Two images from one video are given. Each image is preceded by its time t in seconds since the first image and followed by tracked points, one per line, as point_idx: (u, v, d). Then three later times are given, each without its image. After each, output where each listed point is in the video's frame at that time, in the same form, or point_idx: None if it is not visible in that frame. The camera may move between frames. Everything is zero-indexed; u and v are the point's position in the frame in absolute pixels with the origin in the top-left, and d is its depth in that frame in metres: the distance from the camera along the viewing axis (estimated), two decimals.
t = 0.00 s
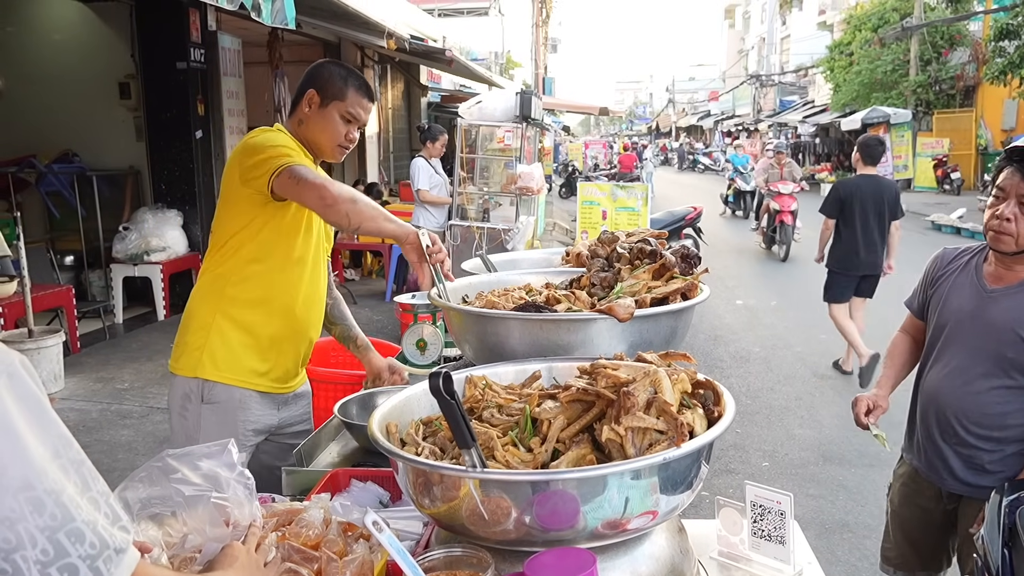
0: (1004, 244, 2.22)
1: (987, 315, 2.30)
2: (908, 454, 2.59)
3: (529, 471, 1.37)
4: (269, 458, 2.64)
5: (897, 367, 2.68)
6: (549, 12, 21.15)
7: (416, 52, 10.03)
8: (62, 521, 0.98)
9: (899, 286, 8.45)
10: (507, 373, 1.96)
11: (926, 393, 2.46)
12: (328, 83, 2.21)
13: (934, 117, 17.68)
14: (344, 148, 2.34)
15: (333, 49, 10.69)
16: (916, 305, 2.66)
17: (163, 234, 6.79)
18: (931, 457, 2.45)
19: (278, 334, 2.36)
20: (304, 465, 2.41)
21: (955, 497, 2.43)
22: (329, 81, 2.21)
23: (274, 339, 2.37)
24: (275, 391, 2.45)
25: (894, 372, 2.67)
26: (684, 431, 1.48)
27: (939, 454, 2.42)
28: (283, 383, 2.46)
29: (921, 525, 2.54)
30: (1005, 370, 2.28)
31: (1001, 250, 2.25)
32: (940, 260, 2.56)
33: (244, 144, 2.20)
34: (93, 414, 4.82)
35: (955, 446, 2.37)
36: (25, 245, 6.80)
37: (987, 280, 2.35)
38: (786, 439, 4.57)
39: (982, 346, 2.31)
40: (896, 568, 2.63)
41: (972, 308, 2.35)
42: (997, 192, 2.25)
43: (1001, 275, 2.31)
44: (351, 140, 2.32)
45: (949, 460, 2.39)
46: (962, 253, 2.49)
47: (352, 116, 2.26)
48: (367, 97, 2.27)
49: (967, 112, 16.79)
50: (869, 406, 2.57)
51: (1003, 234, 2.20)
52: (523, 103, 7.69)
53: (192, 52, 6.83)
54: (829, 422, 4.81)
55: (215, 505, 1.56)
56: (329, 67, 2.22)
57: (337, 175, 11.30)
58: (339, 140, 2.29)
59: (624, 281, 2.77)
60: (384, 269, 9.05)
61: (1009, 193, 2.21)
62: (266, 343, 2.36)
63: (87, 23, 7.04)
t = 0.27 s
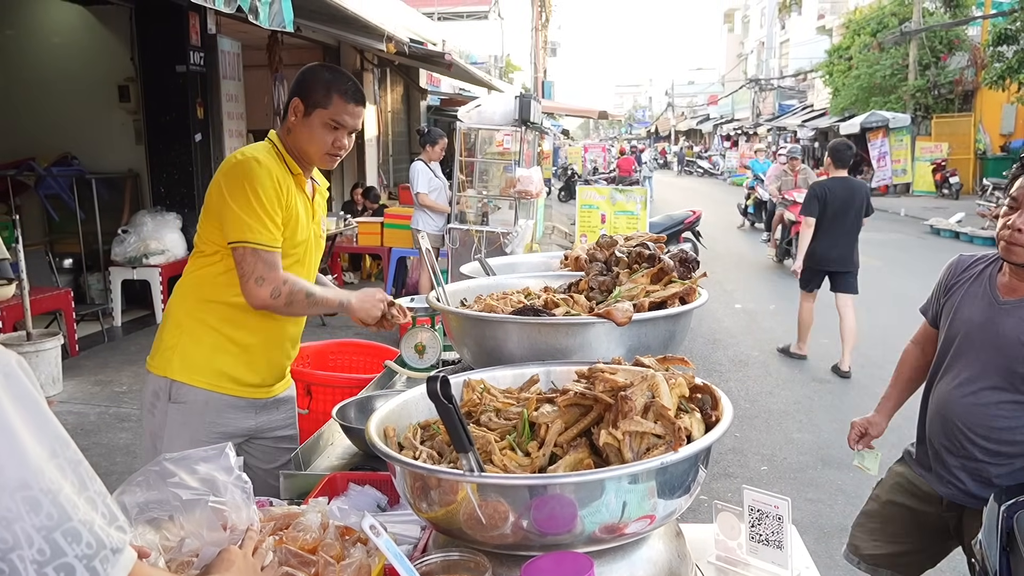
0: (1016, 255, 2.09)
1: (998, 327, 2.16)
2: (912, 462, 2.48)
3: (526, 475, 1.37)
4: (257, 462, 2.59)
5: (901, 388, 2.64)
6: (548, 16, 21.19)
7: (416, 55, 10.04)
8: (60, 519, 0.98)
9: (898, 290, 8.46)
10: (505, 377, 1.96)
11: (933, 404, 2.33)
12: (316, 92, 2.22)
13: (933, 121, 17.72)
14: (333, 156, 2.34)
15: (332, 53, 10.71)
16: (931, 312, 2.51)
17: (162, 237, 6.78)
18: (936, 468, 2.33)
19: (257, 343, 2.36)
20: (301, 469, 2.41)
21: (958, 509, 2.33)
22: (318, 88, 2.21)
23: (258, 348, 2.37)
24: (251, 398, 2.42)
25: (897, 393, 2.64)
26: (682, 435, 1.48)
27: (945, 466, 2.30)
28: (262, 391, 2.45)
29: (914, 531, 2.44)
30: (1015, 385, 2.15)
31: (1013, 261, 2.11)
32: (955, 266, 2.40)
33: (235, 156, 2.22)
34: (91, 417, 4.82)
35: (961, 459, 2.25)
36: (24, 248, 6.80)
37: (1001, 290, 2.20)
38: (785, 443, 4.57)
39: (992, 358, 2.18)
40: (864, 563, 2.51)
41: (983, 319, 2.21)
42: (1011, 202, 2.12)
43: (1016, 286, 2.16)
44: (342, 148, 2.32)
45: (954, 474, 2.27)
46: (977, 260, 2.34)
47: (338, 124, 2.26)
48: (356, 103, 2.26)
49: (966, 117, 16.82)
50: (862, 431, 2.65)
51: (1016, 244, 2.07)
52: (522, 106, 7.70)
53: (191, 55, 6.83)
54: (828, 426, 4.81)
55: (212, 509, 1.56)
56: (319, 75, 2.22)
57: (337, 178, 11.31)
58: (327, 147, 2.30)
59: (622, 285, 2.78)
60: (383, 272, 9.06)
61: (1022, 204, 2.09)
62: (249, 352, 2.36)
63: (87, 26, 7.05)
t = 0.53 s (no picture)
0: (1009, 259, 2.08)
1: (991, 332, 2.15)
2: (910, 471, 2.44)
3: (525, 478, 1.38)
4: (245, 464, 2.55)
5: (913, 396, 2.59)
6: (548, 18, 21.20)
7: (416, 58, 10.05)
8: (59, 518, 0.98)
9: (897, 292, 8.47)
10: (505, 380, 1.97)
11: (929, 411, 2.32)
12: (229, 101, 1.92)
13: (933, 124, 17.73)
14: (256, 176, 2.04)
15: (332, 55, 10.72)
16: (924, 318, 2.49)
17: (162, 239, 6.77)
18: (935, 476, 2.30)
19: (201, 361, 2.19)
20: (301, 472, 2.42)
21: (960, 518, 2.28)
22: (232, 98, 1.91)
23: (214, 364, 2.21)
24: (212, 407, 2.27)
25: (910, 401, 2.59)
26: (681, 438, 1.48)
27: (943, 474, 2.27)
28: (223, 402, 2.30)
29: (919, 545, 2.37)
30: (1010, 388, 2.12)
31: (1006, 264, 2.10)
32: (947, 272, 2.39)
33: (171, 170, 2.06)
34: (91, 419, 4.81)
35: (960, 467, 2.22)
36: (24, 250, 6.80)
37: (992, 295, 2.19)
38: (784, 446, 4.57)
39: (986, 364, 2.16)
40: None
41: (976, 323, 2.20)
42: (1001, 206, 2.12)
43: (1008, 290, 2.15)
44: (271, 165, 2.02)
45: (953, 481, 2.24)
46: (970, 265, 2.33)
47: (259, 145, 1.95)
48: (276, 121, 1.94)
49: (966, 120, 16.84)
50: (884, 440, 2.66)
51: (1009, 248, 2.06)
52: (522, 109, 7.71)
53: (192, 58, 6.82)
54: (828, 429, 4.81)
55: (212, 512, 1.57)
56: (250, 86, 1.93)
57: (336, 180, 11.31)
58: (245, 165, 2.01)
59: (621, 288, 2.78)
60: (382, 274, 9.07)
61: (1014, 206, 2.08)
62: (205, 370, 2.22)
63: (87, 27, 7.05)
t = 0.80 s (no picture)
0: (1000, 259, 2.09)
1: (988, 333, 2.15)
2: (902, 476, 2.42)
3: (527, 481, 1.38)
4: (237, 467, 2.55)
5: (890, 404, 2.54)
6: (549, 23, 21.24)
7: (418, 62, 10.08)
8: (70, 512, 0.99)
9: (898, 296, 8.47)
10: (507, 383, 1.97)
11: (925, 414, 2.30)
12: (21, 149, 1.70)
13: (934, 128, 17.75)
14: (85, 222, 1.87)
15: (334, 59, 10.75)
16: (912, 323, 2.49)
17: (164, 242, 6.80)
18: (932, 480, 2.28)
19: (110, 394, 2.14)
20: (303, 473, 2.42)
21: (957, 523, 2.26)
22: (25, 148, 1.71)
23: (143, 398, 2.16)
24: (155, 432, 2.21)
25: (887, 411, 2.53)
26: (683, 442, 1.49)
27: (941, 477, 2.25)
28: (164, 426, 2.22)
29: (915, 551, 2.35)
30: (1009, 390, 2.12)
31: (996, 265, 2.12)
32: (935, 278, 2.40)
33: (27, 219, 2.00)
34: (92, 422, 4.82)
35: (958, 470, 2.21)
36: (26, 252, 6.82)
37: (985, 297, 2.20)
38: (785, 450, 4.57)
39: (983, 365, 2.16)
40: None
41: (972, 326, 2.20)
42: (987, 207, 2.14)
43: (1001, 291, 2.17)
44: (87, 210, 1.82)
45: (951, 485, 2.23)
46: (958, 270, 2.34)
47: (63, 198, 1.75)
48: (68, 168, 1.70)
49: (967, 124, 16.86)
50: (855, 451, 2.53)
51: (998, 248, 2.09)
52: (524, 112, 7.72)
53: (194, 61, 6.85)
54: (828, 433, 4.81)
55: (215, 514, 1.57)
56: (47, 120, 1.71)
57: (338, 183, 11.32)
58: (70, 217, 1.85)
59: (624, 292, 2.78)
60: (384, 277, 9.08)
61: (1001, 207, 2.10)
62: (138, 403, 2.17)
63: (90, 31, 7.08)
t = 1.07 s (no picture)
0: (990, 260, 2.10)
1: (984, 335, 2.16)
2: (898, 480, 2.40)
3: (531, 484, 1.38)
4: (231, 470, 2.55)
5: (878, 408, 2.50)
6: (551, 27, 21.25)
7: (420, 65, 10.11)
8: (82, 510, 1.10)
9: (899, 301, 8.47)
10: (511, 386, 1.97)
11: (922, 417, 2.29)
12: None
13: (935, 133, 17.76)
14: None
15: (336, 62, 10.77)
16: (899, 327, 2.49)
17: (166, 245, 6.81)
18: (932, 484, 2.27)
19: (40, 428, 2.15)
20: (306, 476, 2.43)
21: (956, 526, 2.25)
22: None
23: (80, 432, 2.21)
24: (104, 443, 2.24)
25: (875, 415, 2.50)
26: (688, 445, 1.50)
27: (941, 481, 2.24)
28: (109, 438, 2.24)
29: (915, 554, 2.34)
30: (1008, 390, 2.12)
31: (986, 265, 2.12)
32: (922, 282, 2.41)
33: None
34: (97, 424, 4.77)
35: (959, 472, 2.20)
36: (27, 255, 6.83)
37: (978, 298, 2.21)
38: (787, 454, 4.57)
39: (981, 366, 2.16)
40: None
41: (967, 328, 2.20)
42: (975, 207, 2.14)
43: (992, 292, 2.18)
44: None
45: (952, 487, 2.22)
46: (945, 274, 2.36)
47: None
48: None
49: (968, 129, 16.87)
50: (842, 455, 2.47)
51: (988, 249, 2.09)
52: (526, 116, 7.72)
53: (196, 64, 6.88)
54: (830, 438, 4.81)
55: (219, 517, 1.57)
56: None
57: (340, 186, 11.31)
58: None
59: (627, 295, 2.79)
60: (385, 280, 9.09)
61: (988, 208, 2.10)
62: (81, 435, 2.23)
63: (93, 35, 7.11)
